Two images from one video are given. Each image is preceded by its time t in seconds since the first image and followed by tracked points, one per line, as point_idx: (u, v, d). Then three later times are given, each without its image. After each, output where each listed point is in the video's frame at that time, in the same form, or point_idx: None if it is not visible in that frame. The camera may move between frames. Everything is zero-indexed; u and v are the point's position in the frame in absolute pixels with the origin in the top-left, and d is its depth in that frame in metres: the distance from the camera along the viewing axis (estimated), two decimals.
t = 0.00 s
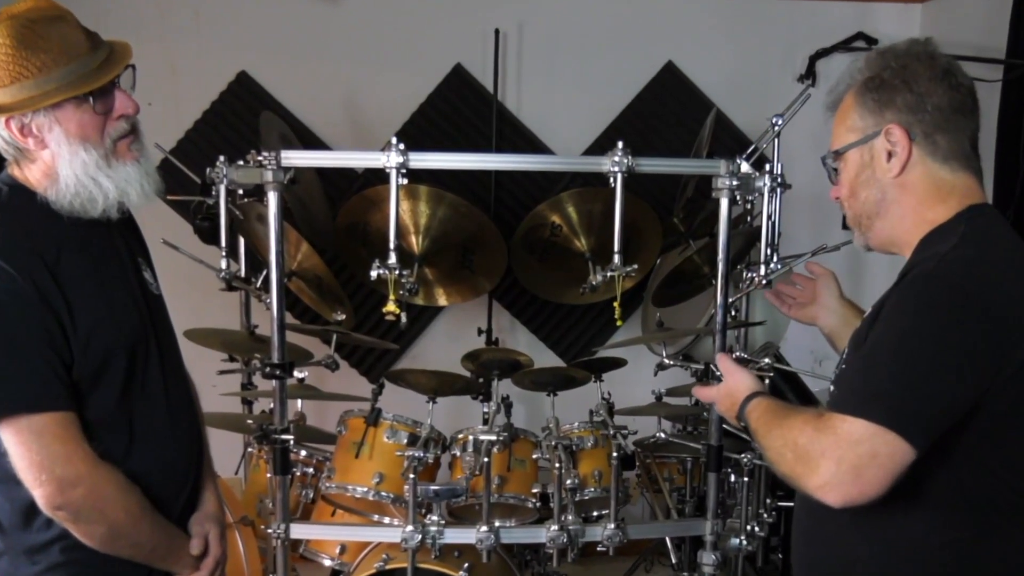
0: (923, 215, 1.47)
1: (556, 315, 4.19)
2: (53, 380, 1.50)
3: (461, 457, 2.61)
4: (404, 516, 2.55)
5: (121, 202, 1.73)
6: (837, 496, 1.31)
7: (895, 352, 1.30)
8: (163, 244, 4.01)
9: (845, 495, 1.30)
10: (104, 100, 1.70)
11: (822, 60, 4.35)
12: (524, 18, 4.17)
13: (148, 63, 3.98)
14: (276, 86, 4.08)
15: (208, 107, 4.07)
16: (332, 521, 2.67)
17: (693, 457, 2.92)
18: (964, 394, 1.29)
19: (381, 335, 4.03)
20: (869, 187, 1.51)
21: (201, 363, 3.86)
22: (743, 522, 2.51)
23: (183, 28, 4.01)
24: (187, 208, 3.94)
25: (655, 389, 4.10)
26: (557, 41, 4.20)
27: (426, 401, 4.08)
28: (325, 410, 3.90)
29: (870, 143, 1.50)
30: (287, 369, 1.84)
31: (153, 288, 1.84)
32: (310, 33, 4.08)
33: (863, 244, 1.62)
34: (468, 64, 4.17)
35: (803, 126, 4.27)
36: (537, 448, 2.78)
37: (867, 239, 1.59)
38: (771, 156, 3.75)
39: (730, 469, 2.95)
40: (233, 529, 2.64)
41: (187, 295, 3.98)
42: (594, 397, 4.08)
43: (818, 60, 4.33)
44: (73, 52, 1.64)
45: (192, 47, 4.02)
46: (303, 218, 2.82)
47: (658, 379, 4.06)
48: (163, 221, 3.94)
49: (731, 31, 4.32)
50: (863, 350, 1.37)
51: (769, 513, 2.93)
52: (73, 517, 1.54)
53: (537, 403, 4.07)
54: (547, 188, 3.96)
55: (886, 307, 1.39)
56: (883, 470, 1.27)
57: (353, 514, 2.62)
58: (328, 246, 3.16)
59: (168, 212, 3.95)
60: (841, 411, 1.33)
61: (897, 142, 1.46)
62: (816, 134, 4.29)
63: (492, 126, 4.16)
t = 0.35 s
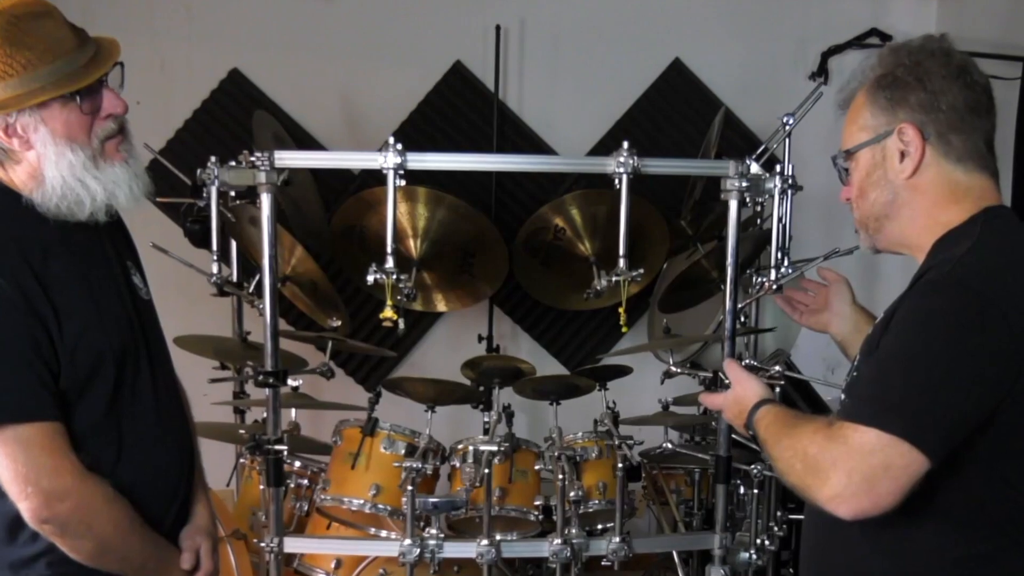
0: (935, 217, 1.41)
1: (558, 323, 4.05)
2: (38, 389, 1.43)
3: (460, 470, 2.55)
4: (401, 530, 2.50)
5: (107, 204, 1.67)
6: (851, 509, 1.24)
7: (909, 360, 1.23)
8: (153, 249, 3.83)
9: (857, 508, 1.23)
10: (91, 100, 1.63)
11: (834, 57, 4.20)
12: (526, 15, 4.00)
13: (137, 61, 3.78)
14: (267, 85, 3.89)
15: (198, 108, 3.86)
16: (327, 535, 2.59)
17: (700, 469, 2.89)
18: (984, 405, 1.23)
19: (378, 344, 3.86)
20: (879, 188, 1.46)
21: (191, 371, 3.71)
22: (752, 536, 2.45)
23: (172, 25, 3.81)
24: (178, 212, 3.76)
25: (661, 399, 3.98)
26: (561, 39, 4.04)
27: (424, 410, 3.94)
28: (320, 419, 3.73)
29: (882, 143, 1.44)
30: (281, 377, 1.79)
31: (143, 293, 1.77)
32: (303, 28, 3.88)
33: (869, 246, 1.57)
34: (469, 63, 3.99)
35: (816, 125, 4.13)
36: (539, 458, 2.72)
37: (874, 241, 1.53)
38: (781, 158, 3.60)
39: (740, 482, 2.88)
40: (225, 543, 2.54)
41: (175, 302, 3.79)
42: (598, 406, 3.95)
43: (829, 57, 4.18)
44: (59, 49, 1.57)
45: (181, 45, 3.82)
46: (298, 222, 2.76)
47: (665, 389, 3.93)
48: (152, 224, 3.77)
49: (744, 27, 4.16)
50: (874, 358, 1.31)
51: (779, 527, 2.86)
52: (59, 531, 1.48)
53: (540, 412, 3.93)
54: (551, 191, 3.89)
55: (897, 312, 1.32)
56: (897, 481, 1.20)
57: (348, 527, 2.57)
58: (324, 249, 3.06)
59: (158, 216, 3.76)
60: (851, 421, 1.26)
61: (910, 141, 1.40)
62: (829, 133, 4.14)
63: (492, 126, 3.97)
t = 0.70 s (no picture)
0: (970, 217, 1.30)
1: (560, 330, 3.76)
2: (20, 399, 1.37)
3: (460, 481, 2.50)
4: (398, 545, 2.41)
5: (94, 207, 1.60)
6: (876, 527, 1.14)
7: (929, 374, 1.13)
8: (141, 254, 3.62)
9: (883, 526, 1.13)
10: (77, 99, 1.57)
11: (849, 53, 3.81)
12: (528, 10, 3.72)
13: (125, 58, 3.59)
14: (255, 78, 3.65)
15: (188, 106, 3.64)
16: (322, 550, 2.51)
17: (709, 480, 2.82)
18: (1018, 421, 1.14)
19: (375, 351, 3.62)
20: (929, 167, 1.32)
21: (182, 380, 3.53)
22: (762, 552, 2.47)
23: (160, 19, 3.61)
24: (167, 214, 3.54)
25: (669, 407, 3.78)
26: (565, 31, 3.75)
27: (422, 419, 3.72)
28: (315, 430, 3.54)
29: (947, 118, 1.30)
30: (273, 386, 1.77)
31: (132, 298, 1.69)
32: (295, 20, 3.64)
33: (888, 226, 1.44)
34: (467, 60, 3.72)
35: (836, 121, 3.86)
36: (541, 470, 2.66)
37: (897, 221, 1.40)
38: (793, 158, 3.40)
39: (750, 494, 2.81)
40: (215, 558, 2.41)
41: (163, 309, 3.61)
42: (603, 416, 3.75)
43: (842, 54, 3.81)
44: (43, 46, 1.51)
45: (168, 40, 3.61)
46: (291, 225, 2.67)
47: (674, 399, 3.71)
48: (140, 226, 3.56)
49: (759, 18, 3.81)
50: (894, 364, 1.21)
51: (790, 540, 2.78)
52: (44, 544, 1.42)
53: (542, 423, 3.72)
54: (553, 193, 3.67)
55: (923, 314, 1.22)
56: (928, 500, 1.11)
57: (344, 541, 2.50)
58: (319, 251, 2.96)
59: (146, 218, 3.54)
60: (876, 431, 1.16)
61: (979, 129, 1.27)
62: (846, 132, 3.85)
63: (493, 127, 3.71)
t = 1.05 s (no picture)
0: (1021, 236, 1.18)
1: (563, 338, 3.47)
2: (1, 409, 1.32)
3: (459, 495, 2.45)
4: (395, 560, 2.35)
5: (79, 209, 1.54)
6: None
7: (971, 413, 0.97)
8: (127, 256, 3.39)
9: None
10: (60, 97, 1.51)
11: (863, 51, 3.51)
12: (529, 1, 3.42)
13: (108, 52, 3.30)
14: (241, 72, 3.36)
15: (177, 104, 3.34)
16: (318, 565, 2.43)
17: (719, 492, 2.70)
18: None
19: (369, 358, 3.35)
20: (991, 185, 1.17)
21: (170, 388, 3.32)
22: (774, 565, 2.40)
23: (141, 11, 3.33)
24: (157, 217, 3.29)
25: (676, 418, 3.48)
26: (569, 27, 3.44)
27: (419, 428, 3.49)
28: (309, 442, 3.32)
29: (1012, 133, 1.14)
30: (267, 396, 1.72)
31: (120, 304, 1.63)
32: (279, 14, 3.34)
33: (925, 236, 1.27)
34: (469, 57, 3.42)
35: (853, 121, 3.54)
36: (544, 483, 2.58)
37: (942, 235, 1.24)
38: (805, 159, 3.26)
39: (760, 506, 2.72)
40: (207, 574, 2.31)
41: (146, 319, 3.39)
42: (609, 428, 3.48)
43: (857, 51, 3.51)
44: (26, 43, 1.45)
45: (150, 31, 3.32)
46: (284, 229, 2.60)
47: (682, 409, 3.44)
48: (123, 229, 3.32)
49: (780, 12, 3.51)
50: (951, 402, 1.01)
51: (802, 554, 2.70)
52: (28, 559, 1.36)
53: (544, 436, 3.44)
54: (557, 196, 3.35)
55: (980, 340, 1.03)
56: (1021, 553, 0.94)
57: (339, 557, 2.44)
58: (310, 256, 2.87)
59: (133, 220, 3.29)
60: (944, 492, 0.97)
61: None
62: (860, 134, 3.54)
63: (496, 126, 3.40)
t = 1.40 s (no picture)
0: None
1: (566, 345, 3.28)
2: None
3: (459, 509, 2.39)
4: None
5: (63, 212, 1.48)
6: None
7: None
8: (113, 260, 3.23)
9: None
10: (42, 95, 1.44)
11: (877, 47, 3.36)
12: None
13: (92, 48, 3.15)
14: (239, 78, 3.20)
15: (166, 104, 3.19)
16: None
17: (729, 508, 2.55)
18: None
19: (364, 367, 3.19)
20: (994, 186, 1.25)
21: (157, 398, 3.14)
22: None
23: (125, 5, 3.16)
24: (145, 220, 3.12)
25: (685, 428, 3.29)
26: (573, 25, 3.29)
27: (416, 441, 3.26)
28: (303, 455, 3.21)
29: (1004, 134, 1.24)
30: (258, 406, 1.67)
31: (105, 310, 1.57)
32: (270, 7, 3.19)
33: (934, 251, 1.33)
34: (469, 52, 3.26)
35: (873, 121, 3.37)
36: (547, 497, 2.51)
37: (953, 246, 1.30)
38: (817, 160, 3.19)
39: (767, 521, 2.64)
40: None
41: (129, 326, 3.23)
42: (614, 440, 3.28)
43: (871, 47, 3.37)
44: (5, 38, 1.39)
45: (137, 27, 3.16)
46: (280, 233, 2.55)
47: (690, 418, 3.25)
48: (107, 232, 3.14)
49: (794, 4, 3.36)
50: None
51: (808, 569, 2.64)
52: None
53: (547, 446, 3.27)
54: (561, 199, 3.27)
55: None
56: None
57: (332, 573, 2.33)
58: (307, 261, 2.80)
59: (120, 223, 3.11)
60: None
61: None
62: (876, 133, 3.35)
63: (497, 126, 3.23)
